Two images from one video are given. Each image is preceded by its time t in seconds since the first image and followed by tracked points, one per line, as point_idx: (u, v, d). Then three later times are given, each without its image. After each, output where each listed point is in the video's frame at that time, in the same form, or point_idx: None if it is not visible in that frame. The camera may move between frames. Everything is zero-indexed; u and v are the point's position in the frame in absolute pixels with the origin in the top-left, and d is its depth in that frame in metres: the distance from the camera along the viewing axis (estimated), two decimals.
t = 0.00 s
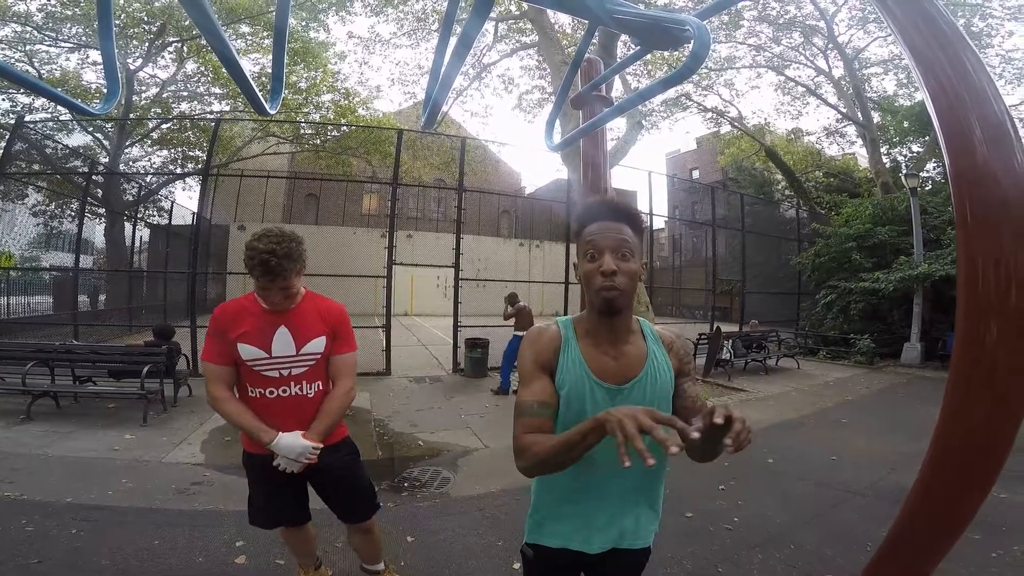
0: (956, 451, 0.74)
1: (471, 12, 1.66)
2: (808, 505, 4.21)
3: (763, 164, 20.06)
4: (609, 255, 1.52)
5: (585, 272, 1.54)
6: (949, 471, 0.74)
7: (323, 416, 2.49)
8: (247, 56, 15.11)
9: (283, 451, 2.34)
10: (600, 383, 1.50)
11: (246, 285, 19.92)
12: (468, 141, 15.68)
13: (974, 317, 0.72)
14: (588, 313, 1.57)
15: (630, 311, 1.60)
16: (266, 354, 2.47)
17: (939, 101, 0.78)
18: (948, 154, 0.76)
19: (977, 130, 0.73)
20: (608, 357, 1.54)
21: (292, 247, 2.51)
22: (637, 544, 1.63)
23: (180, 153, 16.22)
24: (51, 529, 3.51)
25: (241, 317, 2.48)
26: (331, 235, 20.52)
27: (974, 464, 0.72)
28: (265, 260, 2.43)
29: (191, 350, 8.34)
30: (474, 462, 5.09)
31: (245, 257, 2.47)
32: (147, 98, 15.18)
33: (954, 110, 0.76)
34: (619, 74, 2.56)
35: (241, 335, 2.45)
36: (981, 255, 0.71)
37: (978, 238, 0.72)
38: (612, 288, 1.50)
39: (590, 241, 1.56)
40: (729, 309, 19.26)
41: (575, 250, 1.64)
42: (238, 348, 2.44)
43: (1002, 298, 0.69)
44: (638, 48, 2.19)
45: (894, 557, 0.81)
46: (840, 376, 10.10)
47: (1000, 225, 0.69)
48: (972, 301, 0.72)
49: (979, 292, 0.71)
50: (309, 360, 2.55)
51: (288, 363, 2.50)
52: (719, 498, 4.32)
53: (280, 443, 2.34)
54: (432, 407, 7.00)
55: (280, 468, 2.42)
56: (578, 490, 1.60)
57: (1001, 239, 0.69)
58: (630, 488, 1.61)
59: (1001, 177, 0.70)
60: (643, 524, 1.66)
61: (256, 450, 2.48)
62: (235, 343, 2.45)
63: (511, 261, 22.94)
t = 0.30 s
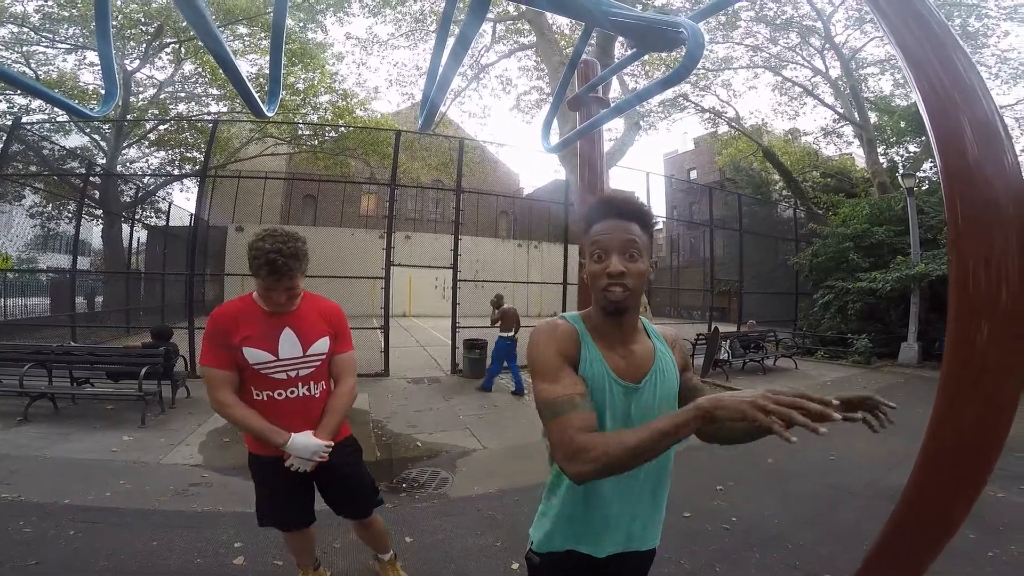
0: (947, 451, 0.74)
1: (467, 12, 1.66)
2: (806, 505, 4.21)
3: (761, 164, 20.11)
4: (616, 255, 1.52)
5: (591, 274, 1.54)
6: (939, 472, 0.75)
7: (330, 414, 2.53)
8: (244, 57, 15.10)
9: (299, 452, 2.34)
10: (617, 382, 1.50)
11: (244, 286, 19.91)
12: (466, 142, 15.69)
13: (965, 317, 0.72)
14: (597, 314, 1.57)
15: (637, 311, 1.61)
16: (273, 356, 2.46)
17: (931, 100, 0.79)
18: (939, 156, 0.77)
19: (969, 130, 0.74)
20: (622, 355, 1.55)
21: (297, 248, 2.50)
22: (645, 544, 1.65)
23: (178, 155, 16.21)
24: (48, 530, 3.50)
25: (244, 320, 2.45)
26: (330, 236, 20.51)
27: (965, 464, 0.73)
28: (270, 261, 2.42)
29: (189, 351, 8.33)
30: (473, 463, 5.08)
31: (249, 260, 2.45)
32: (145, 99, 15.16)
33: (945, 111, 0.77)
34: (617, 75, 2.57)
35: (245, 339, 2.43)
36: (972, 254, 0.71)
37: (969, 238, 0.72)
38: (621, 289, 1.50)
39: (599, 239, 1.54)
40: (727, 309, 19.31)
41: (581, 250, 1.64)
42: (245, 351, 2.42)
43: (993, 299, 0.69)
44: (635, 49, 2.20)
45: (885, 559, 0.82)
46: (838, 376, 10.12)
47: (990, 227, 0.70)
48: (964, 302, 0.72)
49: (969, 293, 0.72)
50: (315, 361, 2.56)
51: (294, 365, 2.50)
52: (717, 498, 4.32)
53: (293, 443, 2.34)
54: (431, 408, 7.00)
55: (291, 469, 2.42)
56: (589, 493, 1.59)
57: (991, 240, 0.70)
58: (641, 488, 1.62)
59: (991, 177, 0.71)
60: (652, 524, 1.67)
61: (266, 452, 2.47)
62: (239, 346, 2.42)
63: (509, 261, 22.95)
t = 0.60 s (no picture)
0: (938, 446, 0.86)
1: (461, 11, 1.66)
2: (803, 502, 4.24)
3: (756, 163, 20.17)
4: (631, 250, 1.52)
5: (604, 269, 1.54)
6: (932, 472, 0.87)
7: (344, 414, 2.51)
8: (238, 56, 15.03)
9: (308, 452, 2.33)
10: (618, 383, 1.50)
11: (239, 287, 19.84)
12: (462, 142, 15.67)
13: (958, 317, 0.84)
14: (609, 311, 1.56)
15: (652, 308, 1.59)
16: (289, 354, 2.45)
17: (923, 101, 0.90)
18: (931, 158, 0.89)
19: (959, 130, 0.85)
20: (631, 354, 1.54)
21: (316, 247, 2.50)
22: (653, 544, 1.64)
23: (172, 155, 16.13)
24: (46, 532, 3.48)
25: (263, 318, 2.45)
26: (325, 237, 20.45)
27: (958, 459, 0.85)
28: (286, 259, 2.42)
29: (184, 353, 8.29)
30: (471, 463, 5.09)
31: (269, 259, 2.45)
32: (139, 99, 15.08)
33: (936, 115, 0.88)
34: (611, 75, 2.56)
35: (263, 337, 2.43)
36: (964, 253, 0.83)
37: (959, 237, 0.84)
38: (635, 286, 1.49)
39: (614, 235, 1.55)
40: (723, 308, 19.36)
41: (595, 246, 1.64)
42: (261, 350, 2.41)
43: (984, 295, 0.82)
44: (630, 49, 2.20)
45: (884, 557, 0.93)
46: (834, 374, 10.17)
47: (976, 225, 0.83)
48: (955, 299, 0.84)
49: (959, 289, 0.84)
50: (330, 361, 2.54)
51: (309, 364, 2.49)
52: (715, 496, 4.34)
53: (302, 442, 2.33)
54: (428, 408, 6.99)
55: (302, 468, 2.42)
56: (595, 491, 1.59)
57: (979, 238, 0.82)
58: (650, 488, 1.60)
59: (979, 177, 0.83)
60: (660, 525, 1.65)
61: (278, 451, 2.47)
62: (257, 344, 2.42)
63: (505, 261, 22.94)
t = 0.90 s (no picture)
0: (934, 446, 0.87)
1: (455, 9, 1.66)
2: (801, 501, 4.25)
3: (751, 161, 20.23)
4: (625, 252, 1.53)
5: (600, 267, 1.55)
6: (928, 472, 0.88)
7: (359, 417, 2.47)
8: (233, 57, 14.98)
9: (319, 452, 2.32)
10: (602, 379, 1.50)
11: (236, 288, 19.81)
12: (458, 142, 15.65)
13: (951, 316, 0.85)
14: (604, 308, 1.57)
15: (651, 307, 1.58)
16: (305, 355, 2.46)
17: (915, 98, 0.90)
18: (925, 155, 0.89)
19: (951, 127, 0.86)
20: (620, 353, 1.52)
21: (333, 246, 2.50)
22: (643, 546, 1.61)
23: (167, 156, 16.07)
24: (43, 535, 3.47)
25: (286, 317, 2.48)
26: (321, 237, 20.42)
27: (951, 459, 0.86)
28: (302, 258, 2.43)
29: (181, 354, 8.26)
30: (469, 462, 5.09)
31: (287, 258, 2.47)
32: (133, 100, 15.02)
33: (930, 112, 0.88)
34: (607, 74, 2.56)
35: (284, 337, 2.45)
36: (956, 250, 0.84)
37: (953, 235, 0.85)
38: (628, 285, 1.50)
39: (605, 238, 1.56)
40: (720, 306, 19.42)
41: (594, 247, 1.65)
42: (281, 349, 2.44)
43: (978, 294, 0.82)
44: (625, 47, 2.20)
45: (882, 558, 0.95)
46: (831, 372, 10.20)
47: (969, 222, 0.83)
48: (950, 295, 0.85)
49: (953, 285, 0.84)
50: (346, 363, 2.52)
51: (326, 365, 2.48)
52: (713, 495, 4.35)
53: (313, 442, 2.33)
54: (425, 408, 6.98)
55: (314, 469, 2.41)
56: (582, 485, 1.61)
57: (973, 237, 0.83)
58: (638, 489, 1.59)
59: (974, 173, 0.83)
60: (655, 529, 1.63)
61: (293, 451, 2.49)
62: (277, 343, 2.45)
63: (502, 261, 22.94)
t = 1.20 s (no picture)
0: (936, 443, 0.88)
1: (453, 6, 1.66)
2: (800, 498, 4.26)
3: (750, 159, 20.23)
4: (588, 251, 1.52)
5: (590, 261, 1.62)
6: (933, 469, 0.88)
7: (359, 416, 2.43)
8: (230, 55, 14.93)
9: (312, 446, 2.35)
10: (594, 365, 1.58)
11: (234, 286, 19.77)
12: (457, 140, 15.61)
13: (955, 314, 0.85)
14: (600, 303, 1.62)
15: (648, 305, 1.60)
16: (313, 351, 2.52)
17: (919, 94, 0.90)
18: (928, 151, 0.90)
19: (954, 124, 0.86)
20: (615, 346, 1.57)
21: (326, 244, 2.47)
22: (633, 546, 1.59)
23: (164, 154, 16.01)
24: (43, 533, 3.47)
25: (304, 315, 2.60)
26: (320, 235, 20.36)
27: (955, 457, 0.86)
28: (297, 259, 2.46)
29: (179, 352, 8.24)
30: (469, 460, 5.09)
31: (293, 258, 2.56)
32: (129, 98, 14.96)
33: (933, 107, 0.89)
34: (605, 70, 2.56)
35: (300, 333, 2.56)
36: (960, 247, 0.84)
37: (957, 232, 0.85)
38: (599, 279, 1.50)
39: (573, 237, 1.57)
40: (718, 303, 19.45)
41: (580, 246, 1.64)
42: (295, 344, 2.55)
43: (981, 290, 0.82)
44: (624, 43, 2.19)
45: (885, 555, 0.95)
46: (829, 369, 10.22)
47: (972, 218, 0.84)
48: (953, 293, 0.85)
49: (957, 281, 0.84)
50: (348, 361, 2.49)
51: (330, 362, 2.50)
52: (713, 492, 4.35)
53: (309, 436, 2.37)
54: (424, 406, 6.98)
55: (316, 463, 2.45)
56: (575, 472, 1.65)
57: (977, 233, 0.83)
58: (630, 483, 1.60)
59: (976, 172, 0.83)
60: (647, 529, 1.61)
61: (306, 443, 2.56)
62: (294, 339, 2.57)
63: (500, 258, 22.92)
